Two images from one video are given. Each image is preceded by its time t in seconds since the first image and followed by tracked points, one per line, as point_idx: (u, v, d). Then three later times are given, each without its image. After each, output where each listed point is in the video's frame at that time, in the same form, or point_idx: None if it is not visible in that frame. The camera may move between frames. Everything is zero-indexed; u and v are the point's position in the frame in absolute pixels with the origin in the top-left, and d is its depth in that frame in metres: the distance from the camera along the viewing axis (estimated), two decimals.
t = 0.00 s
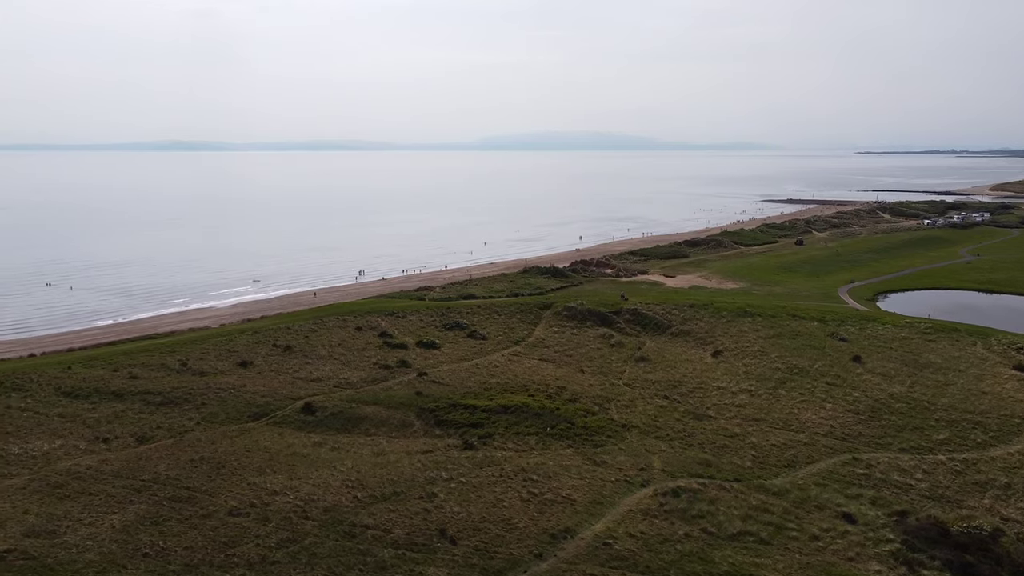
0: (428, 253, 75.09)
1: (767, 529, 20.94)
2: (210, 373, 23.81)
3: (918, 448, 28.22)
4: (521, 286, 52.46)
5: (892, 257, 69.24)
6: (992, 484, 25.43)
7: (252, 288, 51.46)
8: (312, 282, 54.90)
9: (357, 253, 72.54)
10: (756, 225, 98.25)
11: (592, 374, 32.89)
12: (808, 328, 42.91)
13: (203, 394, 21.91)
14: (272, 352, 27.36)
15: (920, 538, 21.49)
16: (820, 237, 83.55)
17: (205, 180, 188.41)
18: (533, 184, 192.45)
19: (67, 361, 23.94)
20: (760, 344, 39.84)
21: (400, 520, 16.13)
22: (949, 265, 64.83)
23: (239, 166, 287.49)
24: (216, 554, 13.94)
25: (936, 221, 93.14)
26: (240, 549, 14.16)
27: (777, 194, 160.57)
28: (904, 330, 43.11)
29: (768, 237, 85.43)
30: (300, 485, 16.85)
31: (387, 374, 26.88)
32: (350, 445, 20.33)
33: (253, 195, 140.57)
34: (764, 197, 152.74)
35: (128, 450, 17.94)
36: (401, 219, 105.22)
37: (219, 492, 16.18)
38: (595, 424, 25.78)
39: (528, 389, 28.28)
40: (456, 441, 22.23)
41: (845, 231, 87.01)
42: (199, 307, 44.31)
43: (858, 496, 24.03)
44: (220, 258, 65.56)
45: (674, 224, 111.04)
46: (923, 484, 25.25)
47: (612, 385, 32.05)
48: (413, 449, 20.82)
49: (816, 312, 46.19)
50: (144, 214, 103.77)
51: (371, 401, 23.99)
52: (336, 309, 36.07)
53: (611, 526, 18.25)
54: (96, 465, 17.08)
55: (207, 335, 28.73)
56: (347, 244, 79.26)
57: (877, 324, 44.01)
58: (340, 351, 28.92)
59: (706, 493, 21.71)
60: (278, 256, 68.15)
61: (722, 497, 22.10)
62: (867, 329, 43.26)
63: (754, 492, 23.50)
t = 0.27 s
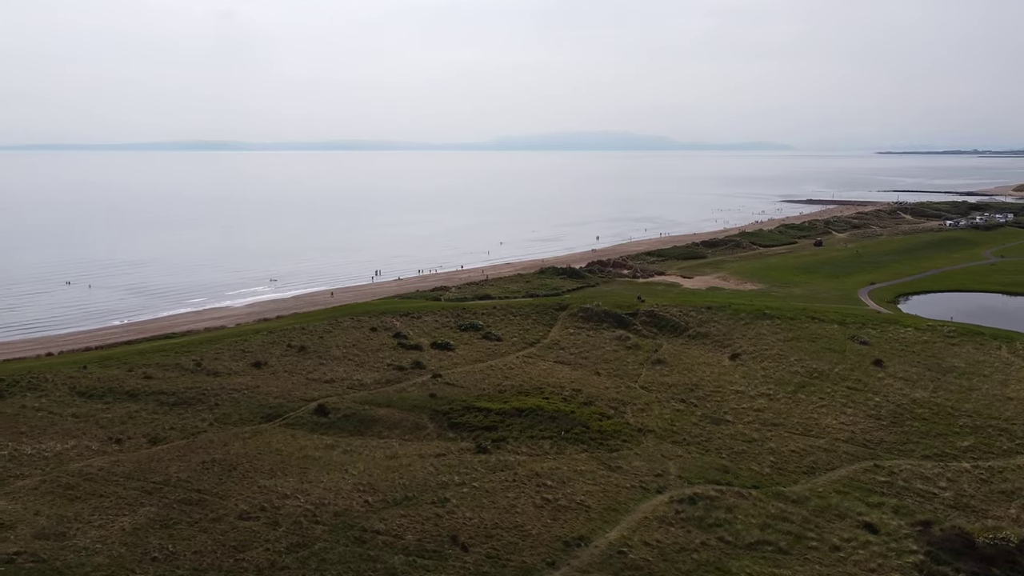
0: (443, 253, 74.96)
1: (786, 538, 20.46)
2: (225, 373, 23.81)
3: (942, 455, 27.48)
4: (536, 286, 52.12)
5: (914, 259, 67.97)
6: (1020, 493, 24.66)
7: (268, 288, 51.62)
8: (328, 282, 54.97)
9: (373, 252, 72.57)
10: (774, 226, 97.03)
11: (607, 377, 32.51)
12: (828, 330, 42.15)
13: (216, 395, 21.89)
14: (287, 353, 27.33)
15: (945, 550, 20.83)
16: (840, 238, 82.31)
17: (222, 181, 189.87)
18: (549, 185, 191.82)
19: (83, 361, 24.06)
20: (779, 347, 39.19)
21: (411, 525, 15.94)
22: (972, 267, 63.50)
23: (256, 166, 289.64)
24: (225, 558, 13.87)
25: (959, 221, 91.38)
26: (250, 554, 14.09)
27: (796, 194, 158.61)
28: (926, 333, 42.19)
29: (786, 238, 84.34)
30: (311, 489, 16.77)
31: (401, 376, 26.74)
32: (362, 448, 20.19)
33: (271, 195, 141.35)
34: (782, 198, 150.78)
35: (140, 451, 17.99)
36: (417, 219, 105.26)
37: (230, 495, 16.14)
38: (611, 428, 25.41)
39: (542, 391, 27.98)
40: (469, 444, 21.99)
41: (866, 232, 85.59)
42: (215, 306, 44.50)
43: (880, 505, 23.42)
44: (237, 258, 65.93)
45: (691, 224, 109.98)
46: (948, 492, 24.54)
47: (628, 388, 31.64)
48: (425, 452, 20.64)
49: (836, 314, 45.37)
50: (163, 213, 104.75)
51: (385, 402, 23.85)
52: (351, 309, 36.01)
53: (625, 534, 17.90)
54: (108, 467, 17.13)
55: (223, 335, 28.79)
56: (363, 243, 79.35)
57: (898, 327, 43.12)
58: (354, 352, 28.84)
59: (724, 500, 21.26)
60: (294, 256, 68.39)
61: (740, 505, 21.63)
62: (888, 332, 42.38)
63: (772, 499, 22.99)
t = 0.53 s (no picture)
0: (458, 253, 74.80)
1: (805, 548, 19.97)
2: (238, 374, 23.81)
3: (967, 463, 26.73)
4: (551, 287, 51.79)
5: (937, 260, 66.62)
6: None
7: (284, 288, 51.81)
8: (343, 282, 55.06)
9: (388, 252, 72.68)
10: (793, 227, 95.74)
11: (623, 380, 32.10)
12: (848, 334, 41.38)
13: (230, 395, 21.86)
14: (301, 353, 27.30)
15: (971, 562, 20.20)
16: (861, 239, 80.98)
17: (241, 181, 191.43)
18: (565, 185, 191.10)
19: (98, 360, 24.18)
20: (799, 350, 38.52)
21: (422, 531, 15.74)
22: (997, 269, 62.09)
23: (274, 166, 291.82)
24: (234, 563, 13.78)
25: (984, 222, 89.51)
26: (259, 559, 13.99)
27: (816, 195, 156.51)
28: (949, 336, 41.25)
29: (806, 238, 83.17)
30: (322, 493, 16.64)
31: (415, 378, 26.58)
32: (375, 450, 20.04)
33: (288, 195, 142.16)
34: (802, 198, 148.84)
35: (152, 452, 18.02)
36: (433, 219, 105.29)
37: (240, 498, 16.08)
38: (626, 432, 25.03)
39: (557, 394, 27.67)
40: (482, 448, 21.76)
41: (887, 233, 84.10)
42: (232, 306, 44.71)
43: (903, 514, 22.79)
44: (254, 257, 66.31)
45: (709, 225, 108.88)
46: (974, 501, 23.83)
47: (643, 391, 31.21)
48: (438, 455, 20.44)
49: (857, 317, 44.52)
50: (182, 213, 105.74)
51: (398, 405, 23.68)
52: (366, 310, 35.96)
53: (640, 542, 17.56)
54: (120, 468, 17.15)
55: (238, 335, 28.84)
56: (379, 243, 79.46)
57: (921, 330, 42.19)
58: (368, 352, 28.75)
59: (742, 507, 20.82)
60: (311, 255, 68.66)
61: (758, 513, 21.17)
62: (910, 335, 41.50)
63: (792, 507, 22.47)
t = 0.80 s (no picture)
0: (472, 253, 74.63)
1: (822, 557, 19.57)
2: (250, 374, 23.82)
3: (989, 469, 26.09)
4: (565, 288, 51.48)
5: (957, 262, 65.44)
6: None
7: (298, 288, 51.96)
8: (357, 282, 55.11)
9: (402, 252, 72.71)
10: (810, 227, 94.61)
11: (637, 383, 31.75)
12: (866, 336, 40.66)
13: (241, 396, 21.85)
14: (313, 354, 27.28)
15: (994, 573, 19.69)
16: (879, 240, 79.81)
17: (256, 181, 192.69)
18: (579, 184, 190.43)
19: (111, 360, 24.31)
20: (816, 353, 37.94)
21: (432, 536, 15.58)
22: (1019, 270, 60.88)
23: (289, 166, 293.53)
24: (241, 567, 13.76)
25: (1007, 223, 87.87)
26: (267, 564, 13.96)
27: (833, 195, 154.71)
28: (970, 339, 40.42)
29: (823, 239, 82.13)
30: (331, 496, 16.57)
31: (427, 379, 26.45)
32: (386, 452, 19.91)
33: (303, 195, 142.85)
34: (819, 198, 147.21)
35: (162, 454, 18.06)
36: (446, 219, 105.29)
37: (249, 501, 16.06)
38: (640, 436, 24.71)
39: (570, 397, 27.41)
40: (494, 451, 21.57)
41: (905, 234, 82.78)
42: (246, 306, 44.89)
43: (923, 522, 22.26)
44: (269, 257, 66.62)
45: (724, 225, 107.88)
46: (997, 510, 23.22)
47: (657, 394, 30.84)
48: (449, 458, 20.27)
49: (875, 319, 43.79)
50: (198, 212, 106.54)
51: (409, 406, 23.54)
52: (379, 310, 35.92)
53: (653, 549, 17.27)
54: (130, 469, 17.20)
55: (251, 334, 28.89)
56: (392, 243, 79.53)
57: (941, 333, 41.39)
58: (380, 353, 28.66)
59: (757, 514, 20.45)
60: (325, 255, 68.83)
61: (773, 521, 20.78)
62: (930, 338, 40.72)
63: (808, 515, 22.05)
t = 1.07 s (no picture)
0: (487, 253, 74.41)
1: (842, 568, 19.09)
2: (264, 375, 23.78)
3: (1016, 478, 25.34)
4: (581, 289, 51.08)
5: (981, 263, 64.02)
6: None
7: (314, 287, 52.05)
8: (372, 281, 55.10)
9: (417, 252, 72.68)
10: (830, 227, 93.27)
11: (653, 386, 31.31)
12: (887, 340, 39.83)
13: (254, 397, 21.79)
14: (327, 354, 27.20)
15: None
16: (900, 241, 78.41)
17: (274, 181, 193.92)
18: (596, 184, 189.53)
19: (125, 359, 24.40)
20: (836, 356, 37.21)
21: (443, 542, 15.37)
22: None
23: (307, 165, 295.22)
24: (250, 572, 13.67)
25: None
26: (275, 569, 13.85)
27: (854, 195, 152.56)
28: (995, 343, 39.44)
29: (843, 240, 80.86)
30: (342, 500, 16.43)
31: (441, 381, 26.25)
32: (398, 455, 19.73)
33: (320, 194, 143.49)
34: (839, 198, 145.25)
35: (174, 455, 18.05)
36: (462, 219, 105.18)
37: (259, 505, 15.98)
38: (656, 441, 24.31)
39: (585, 400, 27.07)
40: (507, 455, 21.30)
41: (926, 235, 81.28)
42: (261, 305, 45.02)
43: (949, 533, 21.62)
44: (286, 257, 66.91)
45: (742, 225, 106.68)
46: None
47: (674, 397, 30.38)
48: (462, 462, 20.05)
49: (896, 322, 42.89)
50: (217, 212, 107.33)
51: (422, 408, 23.35)
52: (393, 310, 35.80)
53: (668, 557, 16.92)
54: (141, 471, 17.21)
55: (265, 335, 28.89)
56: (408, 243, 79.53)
57: (964, 337, 40.43)
58: (394, 354, 28.51)
59: (776, 523, 19.99)
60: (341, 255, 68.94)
61: (793, 530, 20.31)
62: (953, 341, 39.79)
63: (828, 524, 21.52)
